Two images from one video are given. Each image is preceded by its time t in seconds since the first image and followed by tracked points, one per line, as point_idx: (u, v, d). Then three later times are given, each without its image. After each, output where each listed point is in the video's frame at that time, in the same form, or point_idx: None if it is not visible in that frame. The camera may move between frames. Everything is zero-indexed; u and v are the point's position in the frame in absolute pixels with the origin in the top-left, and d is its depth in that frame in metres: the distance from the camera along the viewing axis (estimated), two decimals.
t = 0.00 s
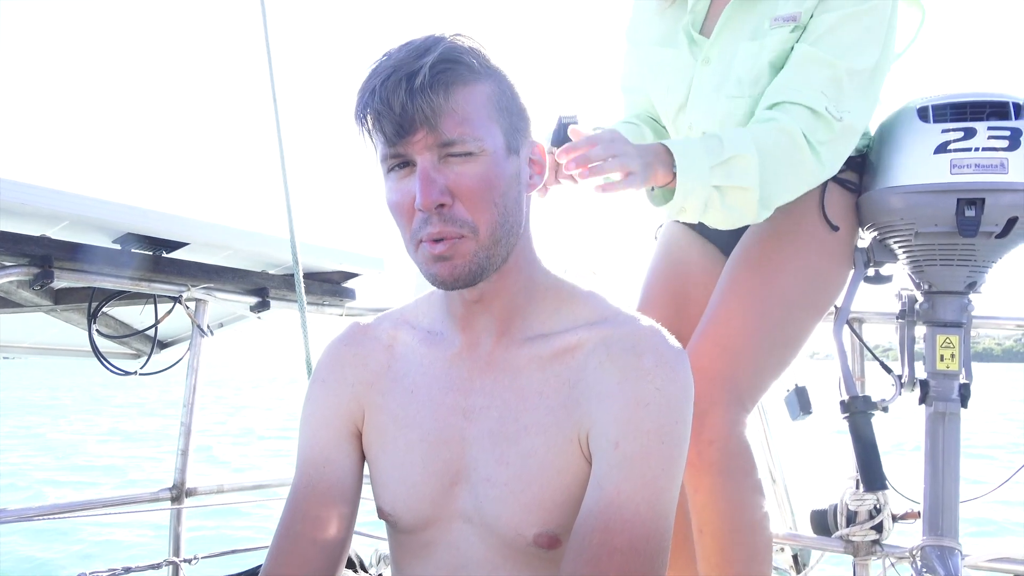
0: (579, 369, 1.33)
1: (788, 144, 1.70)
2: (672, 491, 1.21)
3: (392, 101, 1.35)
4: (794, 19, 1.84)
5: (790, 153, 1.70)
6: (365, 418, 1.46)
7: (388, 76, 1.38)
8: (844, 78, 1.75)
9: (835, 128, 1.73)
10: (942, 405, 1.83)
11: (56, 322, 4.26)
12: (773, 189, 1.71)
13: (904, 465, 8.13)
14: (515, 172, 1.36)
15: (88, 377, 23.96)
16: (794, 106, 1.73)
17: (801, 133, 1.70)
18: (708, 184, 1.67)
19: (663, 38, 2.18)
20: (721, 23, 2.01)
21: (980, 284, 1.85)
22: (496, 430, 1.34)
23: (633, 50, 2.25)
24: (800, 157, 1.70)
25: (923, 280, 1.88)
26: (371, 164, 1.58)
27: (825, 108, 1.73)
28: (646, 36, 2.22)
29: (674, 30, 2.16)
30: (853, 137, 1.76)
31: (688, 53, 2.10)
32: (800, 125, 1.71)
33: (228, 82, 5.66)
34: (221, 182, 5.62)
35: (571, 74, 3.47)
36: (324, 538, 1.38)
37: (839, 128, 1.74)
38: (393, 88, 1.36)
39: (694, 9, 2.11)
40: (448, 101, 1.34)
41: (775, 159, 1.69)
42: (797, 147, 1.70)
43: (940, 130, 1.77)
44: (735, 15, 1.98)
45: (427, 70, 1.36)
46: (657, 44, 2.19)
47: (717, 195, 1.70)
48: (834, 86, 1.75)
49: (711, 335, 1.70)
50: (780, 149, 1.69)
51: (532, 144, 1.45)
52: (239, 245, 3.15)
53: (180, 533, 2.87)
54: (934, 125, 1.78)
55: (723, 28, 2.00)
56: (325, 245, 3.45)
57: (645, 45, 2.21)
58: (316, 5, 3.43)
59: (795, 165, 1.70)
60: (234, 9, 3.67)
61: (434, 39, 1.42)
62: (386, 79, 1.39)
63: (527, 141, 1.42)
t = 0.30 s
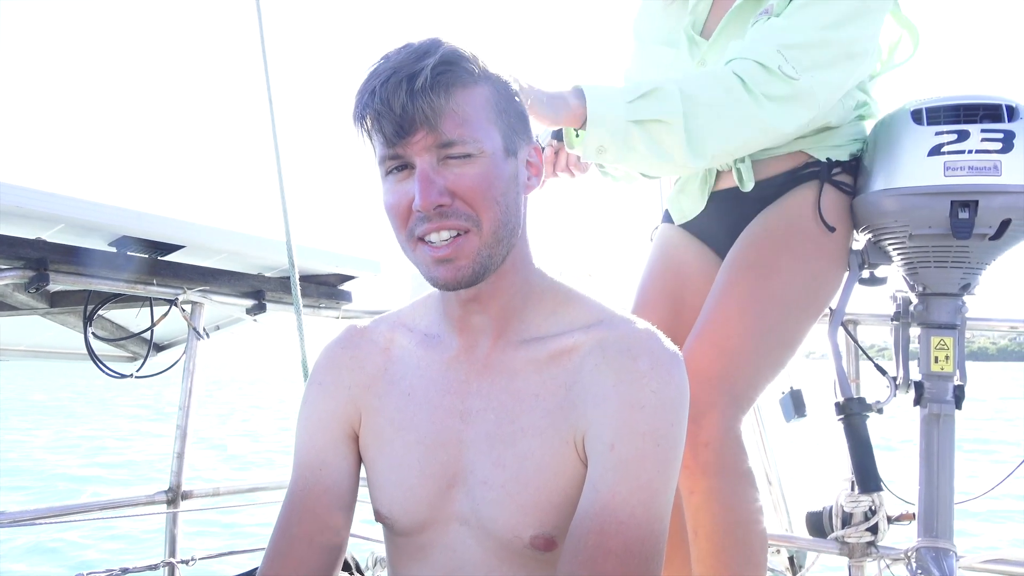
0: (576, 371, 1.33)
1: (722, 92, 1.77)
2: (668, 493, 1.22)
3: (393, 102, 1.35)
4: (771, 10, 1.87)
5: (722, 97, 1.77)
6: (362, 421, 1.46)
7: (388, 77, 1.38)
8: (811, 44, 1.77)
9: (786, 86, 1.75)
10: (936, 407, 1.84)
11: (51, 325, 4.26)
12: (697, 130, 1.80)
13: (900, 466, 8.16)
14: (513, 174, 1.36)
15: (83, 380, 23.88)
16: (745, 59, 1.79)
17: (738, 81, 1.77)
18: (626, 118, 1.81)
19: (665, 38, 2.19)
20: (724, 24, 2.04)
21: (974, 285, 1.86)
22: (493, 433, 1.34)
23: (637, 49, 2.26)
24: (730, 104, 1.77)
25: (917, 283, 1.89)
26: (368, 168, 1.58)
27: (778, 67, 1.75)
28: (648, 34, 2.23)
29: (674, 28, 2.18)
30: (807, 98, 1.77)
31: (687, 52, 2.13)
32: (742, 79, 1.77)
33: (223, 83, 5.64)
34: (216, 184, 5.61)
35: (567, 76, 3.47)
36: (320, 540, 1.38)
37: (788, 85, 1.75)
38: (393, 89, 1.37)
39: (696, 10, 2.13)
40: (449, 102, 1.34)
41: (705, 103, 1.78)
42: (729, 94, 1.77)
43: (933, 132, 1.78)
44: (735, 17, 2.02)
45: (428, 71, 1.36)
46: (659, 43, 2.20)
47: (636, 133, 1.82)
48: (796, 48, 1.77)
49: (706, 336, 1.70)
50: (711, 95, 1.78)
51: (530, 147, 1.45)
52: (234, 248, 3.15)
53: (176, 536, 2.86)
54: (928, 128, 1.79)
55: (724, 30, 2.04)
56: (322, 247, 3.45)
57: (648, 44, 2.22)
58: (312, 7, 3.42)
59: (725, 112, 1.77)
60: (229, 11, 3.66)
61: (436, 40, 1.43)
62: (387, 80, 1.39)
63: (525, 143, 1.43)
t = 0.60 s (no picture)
0: (567, 370, 1.32)
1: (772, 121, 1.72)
2: (660, 491, 1.21)
3: (383, 99, 1.34)
4: (759, 5, 1.86)
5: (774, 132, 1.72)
6: (353, 421, 1.45)
7: (378, 75, 1.38)
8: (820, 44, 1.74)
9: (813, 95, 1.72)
10: (932, 406, 1.84)
11: (44, 325, 4.24)
12: (766, 170, 1.73)
13: (895, 465, 8.17)
14: (504, 172, 1.35)
15: (79, 381, 23.82)
16: (771, 86, 1.76)
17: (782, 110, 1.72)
18: (699, 182, 1.75)
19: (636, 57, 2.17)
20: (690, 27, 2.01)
21: (970, 284, 1.85)
22: (485, 432, 1.33)
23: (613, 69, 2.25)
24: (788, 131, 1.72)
25: (913, 282, 1.89)
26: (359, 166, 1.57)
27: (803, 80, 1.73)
28: (625, 56, 2.20)
29: (643, 44, 2.16)
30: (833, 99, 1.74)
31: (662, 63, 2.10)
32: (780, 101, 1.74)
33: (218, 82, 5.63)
34: (211, 184, 5.59)
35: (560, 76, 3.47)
36: (311, 541, 1.37)
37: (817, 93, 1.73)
38: (383, 86, 1.36)
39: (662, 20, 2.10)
40: (439, 99, 1.33)
41: (761, 141, 1.72)
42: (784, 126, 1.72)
43: (929, 131, 1.77)
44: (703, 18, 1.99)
45: (418, 68, 1.35)
46: (635, 61, 2.17)
47: (713, 188, 1.76)
48: (809, 55, 1.74)
49: (703, 338, 1.70)
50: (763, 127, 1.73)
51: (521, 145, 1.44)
52: (228, 247, 3.14)
53: (169, 537, 2.85)
54: (924, 127, 1.78)
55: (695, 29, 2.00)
56: (317, 247, 3.44)
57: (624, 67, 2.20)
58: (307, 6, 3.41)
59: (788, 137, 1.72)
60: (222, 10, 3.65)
61: (427, 37, 1.42)
62: (376, 77, 1.38)
63: (516, 141, 1.42)
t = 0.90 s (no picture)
0: (560, 368, 1.32)
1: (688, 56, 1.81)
2: (655, 490, 1.20)
3: (373, 98, 1.34)
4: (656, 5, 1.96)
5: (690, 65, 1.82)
6: (346, 419, 1.45)
7: (368, 75, 1.37)
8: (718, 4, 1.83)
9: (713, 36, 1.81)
10: (926, 404, 1.84)
11: (37, 324, 4.23)
12: (686, 93, 1.81)
13: (890, 463, 8.19)
14: (496, 170, 1.35)
15: (72, 380, 23.73)
16: (675, 28, 1.86)
17: (693, 48, 1.81)
18: (623, 116, 1.86)
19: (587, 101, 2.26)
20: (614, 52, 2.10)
21: (963, 283, 1.86)
22: (478, 430, 1.32)
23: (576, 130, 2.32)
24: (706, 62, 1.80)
25: (907, 280, 1.88)
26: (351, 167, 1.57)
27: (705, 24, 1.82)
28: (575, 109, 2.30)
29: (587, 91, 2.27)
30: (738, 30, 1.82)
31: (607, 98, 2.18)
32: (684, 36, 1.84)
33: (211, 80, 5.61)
34: (205, 182, 5.57)
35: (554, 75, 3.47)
36: (303, 540, 1.37)
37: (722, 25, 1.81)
38: (373, 85, 1.35)
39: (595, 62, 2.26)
40: (430, 97, 1.33)
41: (674, 74, 1.81)
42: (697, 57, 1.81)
43: (922, 129, 1.78)
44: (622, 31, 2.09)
45: (408, 67, 1.35)
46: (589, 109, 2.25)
47: (639, 120, 1.86)
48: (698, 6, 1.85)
49: (696, 334, 1.69)
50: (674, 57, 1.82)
51: (513, 142, 1.44)
52: (221, 245, 3.13)
53: (163, 536, 2.84)
54: (917, 124, 1.79)
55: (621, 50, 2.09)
56: (310, 245, 3.43)
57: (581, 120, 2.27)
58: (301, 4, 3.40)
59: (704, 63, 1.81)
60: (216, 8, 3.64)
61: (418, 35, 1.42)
62: (366, 76, 1.38)
63: (508, 139, 1.42)
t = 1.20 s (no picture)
0: (563, 365, 1.31)
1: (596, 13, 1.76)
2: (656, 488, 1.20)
3: (380, 92, 1.32)
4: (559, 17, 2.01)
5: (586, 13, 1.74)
6: (345, 412, 1.44)
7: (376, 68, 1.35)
8: None
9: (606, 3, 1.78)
10: (923, 400, 1.85)
11: (32, 319, 4.21)
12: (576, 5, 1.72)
13: (888, 460, 8.20)
14: (501, 170, 1.34)
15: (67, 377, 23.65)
16: None
17: None
18: (512, 22, 1.66)
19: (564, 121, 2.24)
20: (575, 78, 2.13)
21: (960, 279, 1.86)
22: (479, 427, 1.32)
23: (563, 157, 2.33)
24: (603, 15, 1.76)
25: (904, 276, 1.87)
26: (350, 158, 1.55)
27: None
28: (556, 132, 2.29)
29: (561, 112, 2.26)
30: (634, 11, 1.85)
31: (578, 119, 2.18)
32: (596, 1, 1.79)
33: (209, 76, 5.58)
34: (202, 178, 5.55)
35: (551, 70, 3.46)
36: (301, 534, 1.36)
37: None
38: (381, 80, 1.34)
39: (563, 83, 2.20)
40: (437, 94, 1.31)
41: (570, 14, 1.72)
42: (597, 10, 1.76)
43: (919, 125, 1.78)
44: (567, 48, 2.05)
45: (417, 62, 1.33)
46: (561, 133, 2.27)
47: (530, 29, 1.68)
48: None
49: (694, 329, 1.69)
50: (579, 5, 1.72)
51: (520, 140, 1.43)
52: (216, 241, 3.11)
53: (159, 532, 2.83)
54: (914, 121, 1.79)
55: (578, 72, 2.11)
56: (306, 241, 3.41)
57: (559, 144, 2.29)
58: None
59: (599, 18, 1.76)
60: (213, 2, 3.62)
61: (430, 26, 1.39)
62: (375, 69, 1.36)
63: (515, 137, 1.41)
